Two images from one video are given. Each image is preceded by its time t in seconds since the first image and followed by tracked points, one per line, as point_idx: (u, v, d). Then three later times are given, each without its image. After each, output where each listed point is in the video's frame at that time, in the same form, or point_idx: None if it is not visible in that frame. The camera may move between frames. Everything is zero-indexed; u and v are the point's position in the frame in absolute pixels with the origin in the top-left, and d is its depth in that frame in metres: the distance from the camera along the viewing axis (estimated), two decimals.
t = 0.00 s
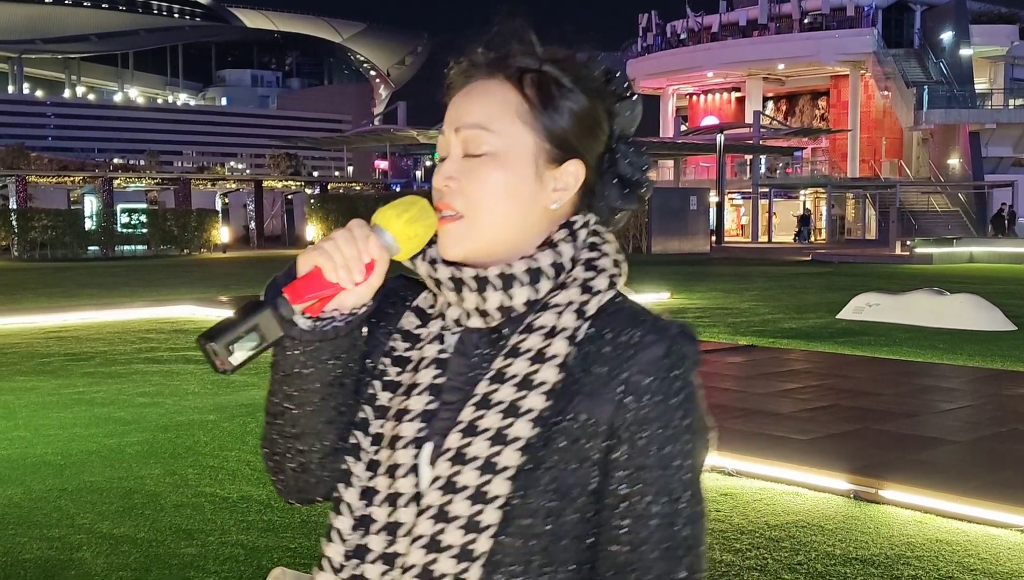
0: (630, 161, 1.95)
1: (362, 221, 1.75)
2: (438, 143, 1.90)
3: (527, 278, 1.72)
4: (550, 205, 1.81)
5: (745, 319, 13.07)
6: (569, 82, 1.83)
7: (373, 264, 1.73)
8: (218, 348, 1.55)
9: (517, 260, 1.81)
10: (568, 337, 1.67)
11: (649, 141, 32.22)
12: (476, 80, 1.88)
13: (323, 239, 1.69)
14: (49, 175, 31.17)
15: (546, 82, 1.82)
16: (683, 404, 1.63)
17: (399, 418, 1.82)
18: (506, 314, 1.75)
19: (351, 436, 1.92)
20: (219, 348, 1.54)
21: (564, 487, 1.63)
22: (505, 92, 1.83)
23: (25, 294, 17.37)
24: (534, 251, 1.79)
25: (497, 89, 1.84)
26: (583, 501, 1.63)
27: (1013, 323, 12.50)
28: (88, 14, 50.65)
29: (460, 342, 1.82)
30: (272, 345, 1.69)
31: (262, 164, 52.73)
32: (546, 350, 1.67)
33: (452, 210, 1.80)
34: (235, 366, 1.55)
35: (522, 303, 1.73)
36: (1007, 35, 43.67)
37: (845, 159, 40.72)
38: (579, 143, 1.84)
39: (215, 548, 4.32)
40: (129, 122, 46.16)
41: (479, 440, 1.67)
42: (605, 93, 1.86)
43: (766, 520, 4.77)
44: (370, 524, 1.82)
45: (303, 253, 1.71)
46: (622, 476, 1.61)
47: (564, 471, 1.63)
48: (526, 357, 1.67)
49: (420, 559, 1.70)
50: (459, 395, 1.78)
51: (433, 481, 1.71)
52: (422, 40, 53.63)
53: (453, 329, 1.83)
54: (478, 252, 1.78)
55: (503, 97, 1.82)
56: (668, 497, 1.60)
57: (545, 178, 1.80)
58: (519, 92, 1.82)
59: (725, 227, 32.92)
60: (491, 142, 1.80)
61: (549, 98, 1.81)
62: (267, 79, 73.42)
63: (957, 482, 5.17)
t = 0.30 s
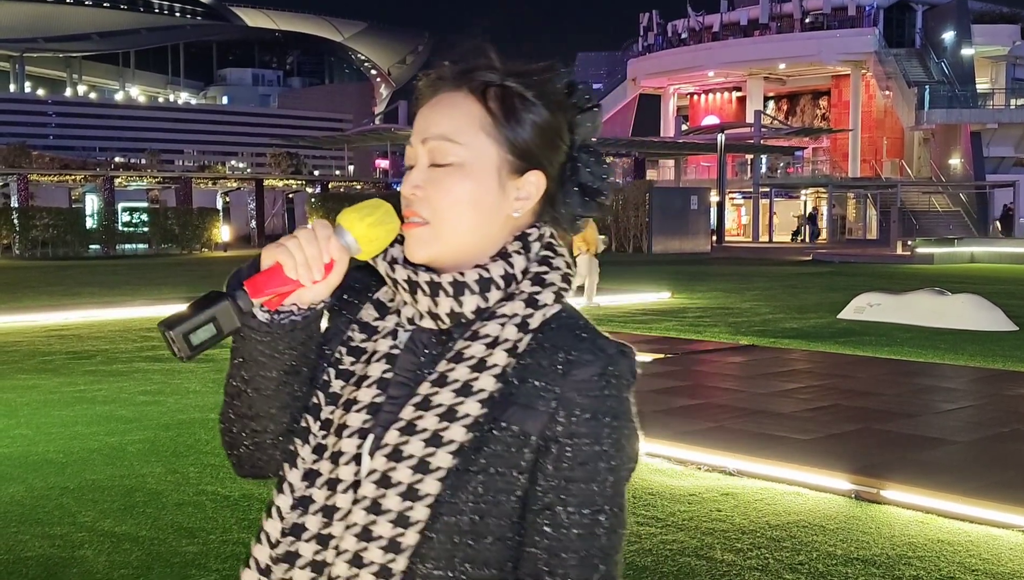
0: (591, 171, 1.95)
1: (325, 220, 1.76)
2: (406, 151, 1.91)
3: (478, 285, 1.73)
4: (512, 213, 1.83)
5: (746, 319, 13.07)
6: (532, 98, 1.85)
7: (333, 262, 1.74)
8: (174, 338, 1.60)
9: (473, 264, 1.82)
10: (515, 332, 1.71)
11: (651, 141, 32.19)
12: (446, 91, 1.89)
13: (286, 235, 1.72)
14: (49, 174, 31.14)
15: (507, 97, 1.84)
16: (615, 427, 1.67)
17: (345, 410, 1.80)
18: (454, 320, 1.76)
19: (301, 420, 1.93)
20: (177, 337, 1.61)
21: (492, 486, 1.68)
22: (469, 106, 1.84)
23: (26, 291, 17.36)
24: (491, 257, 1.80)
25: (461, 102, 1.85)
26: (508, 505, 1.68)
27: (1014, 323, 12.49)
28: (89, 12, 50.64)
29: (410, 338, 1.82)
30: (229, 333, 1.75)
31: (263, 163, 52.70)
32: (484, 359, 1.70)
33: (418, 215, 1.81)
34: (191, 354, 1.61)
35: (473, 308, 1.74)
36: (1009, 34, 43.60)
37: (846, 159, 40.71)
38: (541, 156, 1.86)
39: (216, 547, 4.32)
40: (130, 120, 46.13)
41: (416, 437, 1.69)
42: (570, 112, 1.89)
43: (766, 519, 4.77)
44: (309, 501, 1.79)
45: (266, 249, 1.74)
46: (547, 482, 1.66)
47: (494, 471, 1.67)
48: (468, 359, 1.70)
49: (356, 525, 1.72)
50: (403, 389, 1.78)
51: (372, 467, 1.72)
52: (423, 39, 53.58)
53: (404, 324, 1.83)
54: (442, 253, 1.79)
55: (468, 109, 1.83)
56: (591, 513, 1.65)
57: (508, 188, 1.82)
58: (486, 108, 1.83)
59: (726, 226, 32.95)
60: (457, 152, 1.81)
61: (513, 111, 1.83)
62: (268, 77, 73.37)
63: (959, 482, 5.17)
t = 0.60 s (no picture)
0: (532, 157, 1.88)
1: (314, 227, 1.58)
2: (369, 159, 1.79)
3: (463, 272, 1.67)
4: (486, 205, 1.75)
5: (747, 318, 13.07)
6: (486, 93, 1.77)
7: (333, 268, 1.56)
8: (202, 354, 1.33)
9: (451, 259, 1.72)
10: (497, 331, 1.64)
11: (651, 141, 32.21)
12: (395, 100, 1.79)
13: (289, 242, 1.52)
14: (50, 174, 31.14)
15: (465, 93, 1.76)
16: (600, 399, 1.63)
17: (340, 412, 1.68)
18: (440, 308, 1.68)
19: (297, 426, 1.76)
20: (205, 349, 1.48)
21: (493, 467, 1.61)
22: (432, 106, 1.75)
23: (27, 291, 17.38)
24: (464, 251, 1.71)
25: (423, 106, 1.75)
26: (502, 483, 1.62)
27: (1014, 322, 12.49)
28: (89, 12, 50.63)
29: (393, 332, 1.72)
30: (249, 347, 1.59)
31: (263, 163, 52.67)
32: (480, 340, 1.63)
33: (398, 220, 1.70)
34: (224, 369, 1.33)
35: (457, 296, 1.67)
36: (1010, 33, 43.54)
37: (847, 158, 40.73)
38: (507, 144, 1.78)
39: (217, 546, 4.32)
40: (130, 120, 46.11)
41: (417, 423, 1.61)
42: (509, 102, 1.81)
43: (767, 518, 4.77)
44: (317, 504, 1.66)
45: (265, 258, 1.54)
46: (539, 458, 1.60)
47: (496, 448, 1.60)
48: (459, 347, 1.63)
49: (356, 536, 1.61)
50: (393, 379, 1.70)
51: (373, 459, 1.62)
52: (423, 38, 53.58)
53: (384, 320, 1.73)
54: (422, 254, 1.69)
55: (432, 111, 1.73)
56: (580, 478, 1.60)
57: (480, 181, 1.74)
58: (453, 105, 1.75)
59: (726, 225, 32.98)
60: (428, 152, 1.71)
61: (469, 105, 1.75)
62: (269, 76, 73.37)
63: (959, 481, 5.18)
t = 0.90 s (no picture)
0: (494, 140, 1.94)
1: (331, 223, 1.55)
2: (342, 163, 1.82)
3: (458, 257, 1.71)
4: (469, 190, 1.86)
5: (748, 317, 13.08)
6: (448, 80, 1.83)
7: (361, 261, 1.53)
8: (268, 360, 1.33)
9: (442, 244, 1.77)
10: (503, 307, 1.70)
11: (652, 140, 32.17)
12: (367, 91, 1.81)
13: (317, 238, 1.48)
14: (51, 173, 31.09)
15: (432, 80, 1.82)
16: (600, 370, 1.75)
17: (355, 410, 1.68)
18: (442, 293, 1.70)
19: (317, 432, 1.69)
20: (272, 357, 1.34)
21: (519, 440, 1.70)
22: (407, 97, 1.79)
23: (28, 290, 17.38)
24: (452, 238, 1.76)
25: (400, 97, 1.79)
26: (524, 467, 1.71)
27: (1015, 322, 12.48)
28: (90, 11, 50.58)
29: (392, 325, 1.73)
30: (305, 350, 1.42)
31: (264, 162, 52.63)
32: (488, 320, 1.69)
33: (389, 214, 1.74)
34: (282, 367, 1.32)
35: (458, 282, 1.70)
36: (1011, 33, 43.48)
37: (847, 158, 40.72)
38: (477, 128, 1.85)
39: (217, 546, 4.32)
40: (131, 119, 46.05)
41: (441, 407, 1.64)
42: (470, 83, 1.86)
43: (769, 518, 4.77)
44: (350, 507, 1.67)
45: (292, 257, 1.50)
46: (558, 421, 1.71)
47: (524, 424, 1.71)
48: (469, 329, 1.67)
49: (400, 529, 1.63)
50: (402, 373, 1.73)
51: (410, 447, 1.64)
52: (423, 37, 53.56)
53: (382, 316, 1.73)
54: (412, 242, 1.74)
55: (408, 101, 1.79)
56: (597, 443, 1.73)
57: (463, 166, 1.82)
58: (427, 95, 1.80)
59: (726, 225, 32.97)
60: (411, 145, 1.75)
61: (436, 85, 1.81)
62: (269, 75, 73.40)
63: (960, 480, 5.18)
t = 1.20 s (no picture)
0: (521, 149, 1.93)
1: (347, 227, 1.59)
2: (366, 164, 1.83)
3: (481, 254, 1.71)
4: (496, 193, 1.84)
5: (748, 317, 13.09)
6: (476, 80, 1.82)
7: (377, 265, 1.56)
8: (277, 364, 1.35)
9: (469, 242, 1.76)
10: (527, 301, 1.68)
11: (652, 140, 32.16)
12: (394, 93, 1.81)
13: (332, 242, 1.52)
14: (51, 170, 31.09)
15: (460, 79, 1.81)
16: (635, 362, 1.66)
17: (378, 417, 1.69)
18: (465, 293, 1.71)
19: (347, 437, 1.72)
20: (282, 362, 1.38)
21: (552, 437, 1.65)
22: (436, 98, 1.79)
23: (28, 288, 17.36)
24: (479, 236, 1.76)
25: (429, 96, 1.80)
26: (561, 460, 1.65)
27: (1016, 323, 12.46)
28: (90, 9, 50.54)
29: (418, 327, 1.74)
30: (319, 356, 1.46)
31: (265, 160, 52.61)
32: (511, 315, 1.67)
33: (413, 215, 1.74)
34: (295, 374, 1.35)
35: (479, 280, 1.71)
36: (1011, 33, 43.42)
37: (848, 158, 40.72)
38: (504, 132, 1.84)
39: (217, 543, 4.33)
40: (131, 117, 46.03)
41: (465, 405, 1.64)
42: (498, 85, 1.85)
43: (769, 517, 4.78)
44: (374, 517, 1.68)
45: (307, 265, 1.55)
46: (595, 418, 1.64)
47: (551, 420, 1.66)
48: (492, 324, 1.66)
49: (424, 533, 1.62)
50: (429, 376, 1.73)
51: (431, 449, 1.64)
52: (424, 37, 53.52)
53: (406, 320, 1.74)
54: (435, 244, 1.74)
55: (436, 100, 1.79)
56: (632, 436, 1.63)
57: (489, 170, 1.82)
58: (455, 96, 1.80)
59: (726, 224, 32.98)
60: (436, 147, 1.76)
61: (465, 85, 1.81)
62: (271, 74, 73.41)
63: (961, 480, 5.18)
